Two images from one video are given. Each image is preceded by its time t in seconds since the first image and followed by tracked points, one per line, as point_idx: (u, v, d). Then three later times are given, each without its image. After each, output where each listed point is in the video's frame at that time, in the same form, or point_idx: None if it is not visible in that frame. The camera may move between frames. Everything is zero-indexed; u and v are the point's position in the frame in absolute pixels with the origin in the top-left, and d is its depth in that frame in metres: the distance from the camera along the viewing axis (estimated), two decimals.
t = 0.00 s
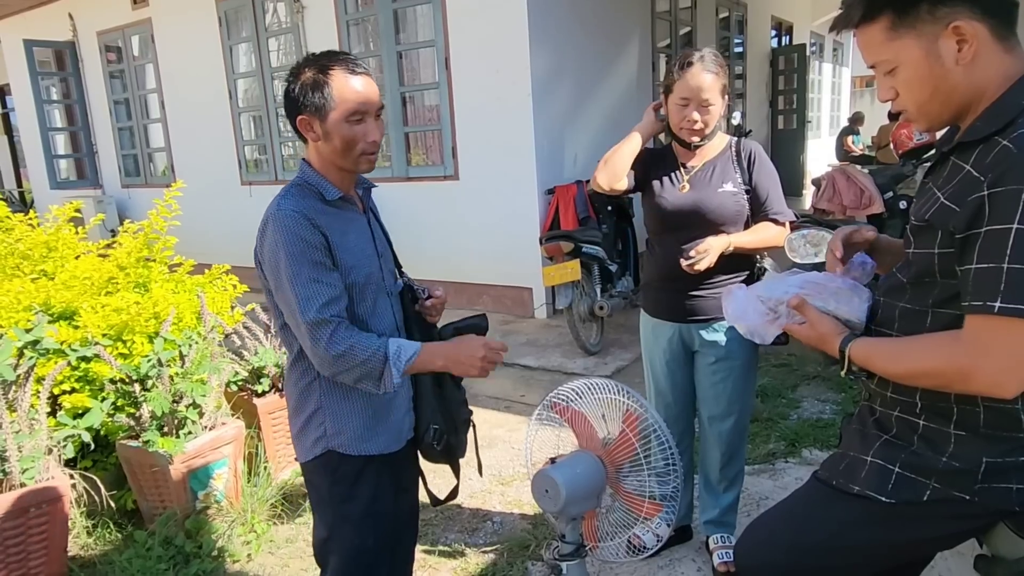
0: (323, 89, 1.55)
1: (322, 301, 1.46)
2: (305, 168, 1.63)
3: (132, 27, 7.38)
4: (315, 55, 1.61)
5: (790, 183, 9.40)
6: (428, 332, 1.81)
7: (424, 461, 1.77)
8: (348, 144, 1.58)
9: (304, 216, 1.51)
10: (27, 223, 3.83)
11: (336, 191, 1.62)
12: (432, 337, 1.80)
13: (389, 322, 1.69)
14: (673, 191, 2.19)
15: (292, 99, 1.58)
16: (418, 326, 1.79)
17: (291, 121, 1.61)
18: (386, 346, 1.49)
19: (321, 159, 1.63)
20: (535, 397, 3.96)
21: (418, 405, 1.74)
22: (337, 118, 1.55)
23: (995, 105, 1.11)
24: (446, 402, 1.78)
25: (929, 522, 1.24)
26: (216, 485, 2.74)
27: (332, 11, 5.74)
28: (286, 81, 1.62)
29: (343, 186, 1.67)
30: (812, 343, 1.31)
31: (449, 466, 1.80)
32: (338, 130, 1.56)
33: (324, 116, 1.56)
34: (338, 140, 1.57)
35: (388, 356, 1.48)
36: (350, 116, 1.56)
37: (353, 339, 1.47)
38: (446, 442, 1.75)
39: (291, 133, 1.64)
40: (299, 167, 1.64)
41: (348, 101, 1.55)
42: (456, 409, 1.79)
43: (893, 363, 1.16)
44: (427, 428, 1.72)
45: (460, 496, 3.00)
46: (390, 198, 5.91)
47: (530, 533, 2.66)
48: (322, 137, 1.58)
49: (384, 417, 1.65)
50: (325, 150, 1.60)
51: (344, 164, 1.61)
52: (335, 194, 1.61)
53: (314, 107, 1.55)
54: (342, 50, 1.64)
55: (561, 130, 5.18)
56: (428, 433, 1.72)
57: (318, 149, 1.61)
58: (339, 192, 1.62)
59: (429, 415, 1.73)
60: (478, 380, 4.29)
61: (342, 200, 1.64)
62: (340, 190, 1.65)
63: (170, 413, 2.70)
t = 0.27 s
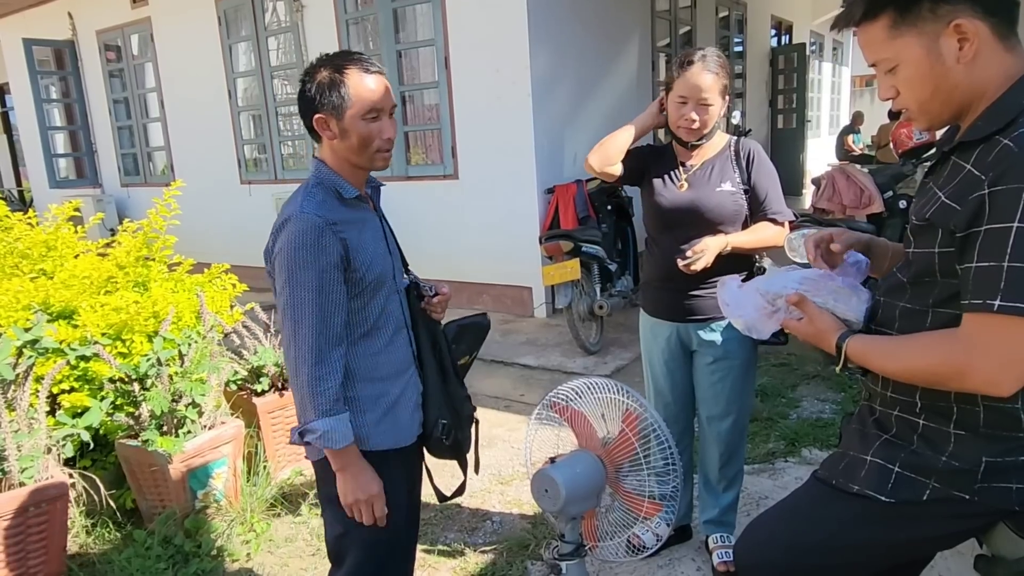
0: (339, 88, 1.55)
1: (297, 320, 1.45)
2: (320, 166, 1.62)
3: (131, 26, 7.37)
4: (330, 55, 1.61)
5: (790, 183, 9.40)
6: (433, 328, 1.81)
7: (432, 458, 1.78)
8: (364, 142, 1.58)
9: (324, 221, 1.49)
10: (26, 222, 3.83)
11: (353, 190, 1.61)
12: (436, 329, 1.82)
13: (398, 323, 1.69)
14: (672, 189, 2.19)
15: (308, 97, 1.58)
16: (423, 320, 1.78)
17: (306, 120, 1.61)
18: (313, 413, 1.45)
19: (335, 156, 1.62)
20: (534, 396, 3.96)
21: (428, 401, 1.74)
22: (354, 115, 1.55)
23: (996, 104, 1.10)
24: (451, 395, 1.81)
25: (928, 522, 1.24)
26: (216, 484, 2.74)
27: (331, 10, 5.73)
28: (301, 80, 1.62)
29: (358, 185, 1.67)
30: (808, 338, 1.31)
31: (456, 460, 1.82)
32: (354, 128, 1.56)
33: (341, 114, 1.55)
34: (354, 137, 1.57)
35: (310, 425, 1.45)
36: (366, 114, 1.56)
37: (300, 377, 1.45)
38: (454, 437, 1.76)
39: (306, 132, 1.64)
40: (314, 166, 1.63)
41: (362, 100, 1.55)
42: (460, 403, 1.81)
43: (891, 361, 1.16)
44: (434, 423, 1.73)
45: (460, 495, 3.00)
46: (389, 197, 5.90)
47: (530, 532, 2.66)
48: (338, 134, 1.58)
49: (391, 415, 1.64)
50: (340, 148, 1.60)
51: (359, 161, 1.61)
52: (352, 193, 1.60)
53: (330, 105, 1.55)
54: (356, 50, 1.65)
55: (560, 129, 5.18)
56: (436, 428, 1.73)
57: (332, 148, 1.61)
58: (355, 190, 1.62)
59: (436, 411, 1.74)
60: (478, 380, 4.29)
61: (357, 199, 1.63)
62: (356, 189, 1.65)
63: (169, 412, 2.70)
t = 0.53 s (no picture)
0: (346, 90, 1.55)
1: (289, 320, 1.44)
2: (324, 167, 1.62)
3: (131, 25, 7.37)
4: (337, 56, 1.61)
5: (790, 182, 9.40)
6: (437, 328, 1.81)
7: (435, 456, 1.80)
8: (369, 144, 1.58)
9: (323, 221, 1.48)
10: (26, 221, 3.82)
11: (355, 191, 1.61)
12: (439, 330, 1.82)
13: (399, 322, 1.69)
14: (671, 188, 2.19)
15: (314, 98, 1.58)
16: (427, 322, 1.79)
17: (311, 120, 1.61)
18: (306, 413, 1.44)
19: (339, 157, 1.62)
20: (534, 395, 3.96)
21: (432, 401, 1.75)
22: (359, 117, 1.55)
23: (997, 103, 1.10)
24: (453, 394, 1.81)
25: (929, 522, 1.24)
26: (216, 483, 2.73)
27: (332, 8, 5.73)
28: (308, 81, 1.62)
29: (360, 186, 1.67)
30: (809, 336, 1.30)
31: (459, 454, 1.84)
32: (359, 129, 1.56)
33: (346, 116, 1.55)
34: (358, 139, 1.57)
35: (304, 425, 1.44)
36: (371, 116, 1.56)
37: (292, 377, 1.44)
38: (459, 432, 1.78)
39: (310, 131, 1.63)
40: (318, 166, 1.63)
41: (369, 101, 1.55)
42: (461, 400, 1.82)
43: (890, 358, 1.16)
44: (439, 423, 1.74)
45: (460, 494, 3.00)
46: (389, 196, 5.90)
47: (530, 531, 2.66)
48: (343, 136, 1.58)
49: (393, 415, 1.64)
50: (345, 149, 1.60)
51: (363, 163, 1.61)
52: (353, 194, 1.60)
53: (336, 107, 1.55)
54: (364, 52, 1.65)
55: (561, 129, 5.18)
56: (441, 427, 1.74)
57: (337, 149, 1.61)
58: (356, 191, 1.61)
59: (441, 410, 1.75)
60: (478, 379, 4.29)
61: (359, 199, 1.62)
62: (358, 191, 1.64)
63: (169, 411, 2.70)
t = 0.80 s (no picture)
0: (347, 91, 1.55)
1: (299, 326, 1.44)
2: (324, 168, 1.62)
3: (131, 24, 7.37)
4: (338, 56, 1.61)
5: (789, 182, 9.40)
6: (432, 331, 1.81)
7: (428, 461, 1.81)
8: (369, 145, 1.58)
9: (321, 225, 1.48)
10: (26, 220, 3.82)
11: (354, 194, 1.61)
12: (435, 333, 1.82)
13: (398, 325, 1.69)
14: (672, 188, 2.19)
15: (315, 99, 1.58)
16: (423, 330, 1.79)
17: (312, 120, 1.60)
18: (338, 410, 1.46)
19: (339, 159, 1.62)
20: (534, 395, 3.96)
21: (428, 406, 1.74)
22: (360, 118, 1.55)
23: (998, 104, 1.10)
24: (450, 399, 1.82)
25: (929, 521, 1.24)
26: (216, 482, 2.73)
27: (332, 8, 5.73)
28: (309, 81, 1.62)
29: (359, 188, 1.67)
30: (812, 337, 1.30)
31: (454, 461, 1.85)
32: (359, 131, 1.56)
33: (348, 116, 1.55)
34: (359, 141, 1.57)
35: (338, 422, 1.46)
36: (372, 118, 1.56)
37: (311, 380, 1.44)
38: (453, 440, 1.79)
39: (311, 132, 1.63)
40: (317, 168, 1.63)
41: (372, 101, 1.55)
42: (458, 405, 1.83)
43: (890, 358, 1.16)
44: (434, 429, 1.75)
45: (459, 494, 3.00)
46: (389, 195, 5.89)
47: (529, 531, 2.66)
48: (343, 137, 1.58)
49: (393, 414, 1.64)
50: (345, 150, 1.59)
51: (363, 165, 1.61)
52: (352, 196, 1.60)
53: (337, 107, 1.55)
54: (365, 52, 1.64)
55: (561, 128, 5.18)
56: (435, 433, 1.75)
57: (337, 149, 1.61)
58: (355, 194, 1.61)
59: (436, 416, 1.75)
60: (477, 378, 4.29)
61: (357, 202, 1.62)
62: (357, 193, 1.64)
63: (169, 411, 2.70)
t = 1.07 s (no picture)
0: (345, 86, 1.55)
1: (306, 332, 1.43)
2: (320, 165, 1.61)
3: (129, 24, 7.36)
4: (333, 50, 1.60)
5: (787, 182, 9.41)
6: (431, 333, 1.81)
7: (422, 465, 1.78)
8: (369, 142, 1.58)
9: (327, 227, 1.48)
10: (23, 220, 3.82)
11: (354, 193, 1.61)
12: (433, 335, 1.82)
13: (398, 327, 1.69)
14: (670, 191, 2.18)
15: (312, 95, 1.57)
16: (421, 331, 1.77)
17: (309, 118, 1.60)
18: (342, 421, 1.45)
19: (337, 156, 1.61)
20: (532, 395, 3.96)
21: (423, 407, 1.74)
22: (360, 115, 1.55)
23: (994, 105, 1.10)
24: (445, 401, 1.80)
25: (925, 522, 1.24)
26: (212, 483, 2.73)
27: (330, 8, 5.72)
28: (304, 77, 1.61)
29: (357, 186, 1.67)
30: (810, 339, 1.31)
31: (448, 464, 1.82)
32: (360, 128, 1.56)
33: (348, 113, 1.55)
34: (359, 138, 1.57)
35: (341, 434, 1.44)
36: (372, 114, 1.56)
37: (318, 387, 1.44)
38: (448, 442, 1.76)
39: (308, 130, 1.63)
40: (315, 165, 1.62)
41: (371, 97, 1.55)
42: (452, 406, 1.81)
43: (887, 360, 1.16)
44: (430, 430, 1.73)
45: (457, 494, 3.00)
46: (387, 195, 5.89)
47: (526, 531, 2.66)
48: (342, 134, 1.58)
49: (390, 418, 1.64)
50: (343, 147, 1.59)
51: (362, 162, 1.61)
52: (352, 196, 1.60)
53: (335, 104, 1.55)
54: (361, 46, 1.64)
55: (559, 128, 5.17)
56: (431, 435, 1.73)
57: (335, 147, 1.60)
58: (354, 194, 1.61)
59: (433, 416, 1.74)
60: (475, 378, 4.29)
61: (357, 201, 1.62)
62: (356, 191, 1.64)
63: (165, 411, 2.69)
